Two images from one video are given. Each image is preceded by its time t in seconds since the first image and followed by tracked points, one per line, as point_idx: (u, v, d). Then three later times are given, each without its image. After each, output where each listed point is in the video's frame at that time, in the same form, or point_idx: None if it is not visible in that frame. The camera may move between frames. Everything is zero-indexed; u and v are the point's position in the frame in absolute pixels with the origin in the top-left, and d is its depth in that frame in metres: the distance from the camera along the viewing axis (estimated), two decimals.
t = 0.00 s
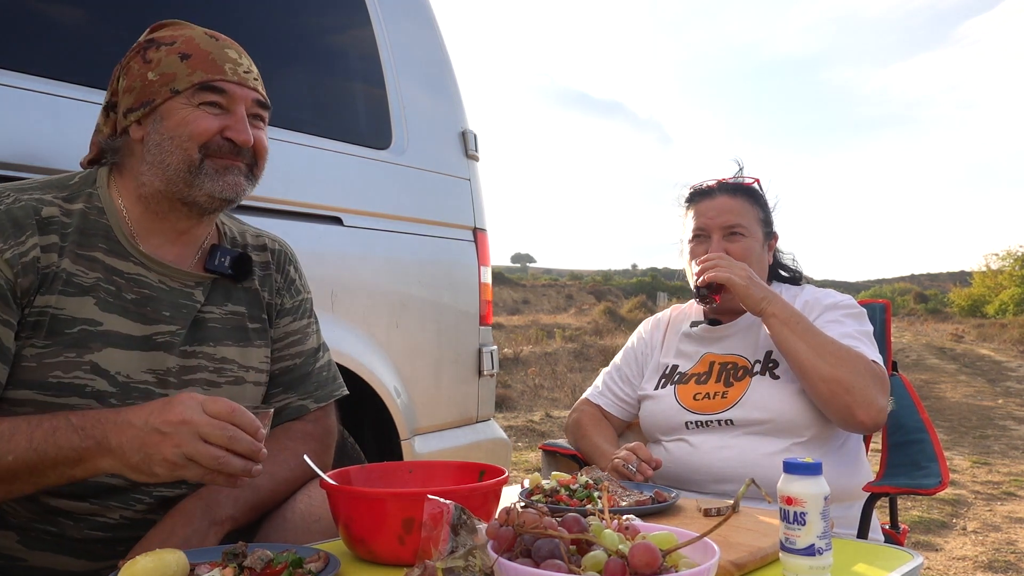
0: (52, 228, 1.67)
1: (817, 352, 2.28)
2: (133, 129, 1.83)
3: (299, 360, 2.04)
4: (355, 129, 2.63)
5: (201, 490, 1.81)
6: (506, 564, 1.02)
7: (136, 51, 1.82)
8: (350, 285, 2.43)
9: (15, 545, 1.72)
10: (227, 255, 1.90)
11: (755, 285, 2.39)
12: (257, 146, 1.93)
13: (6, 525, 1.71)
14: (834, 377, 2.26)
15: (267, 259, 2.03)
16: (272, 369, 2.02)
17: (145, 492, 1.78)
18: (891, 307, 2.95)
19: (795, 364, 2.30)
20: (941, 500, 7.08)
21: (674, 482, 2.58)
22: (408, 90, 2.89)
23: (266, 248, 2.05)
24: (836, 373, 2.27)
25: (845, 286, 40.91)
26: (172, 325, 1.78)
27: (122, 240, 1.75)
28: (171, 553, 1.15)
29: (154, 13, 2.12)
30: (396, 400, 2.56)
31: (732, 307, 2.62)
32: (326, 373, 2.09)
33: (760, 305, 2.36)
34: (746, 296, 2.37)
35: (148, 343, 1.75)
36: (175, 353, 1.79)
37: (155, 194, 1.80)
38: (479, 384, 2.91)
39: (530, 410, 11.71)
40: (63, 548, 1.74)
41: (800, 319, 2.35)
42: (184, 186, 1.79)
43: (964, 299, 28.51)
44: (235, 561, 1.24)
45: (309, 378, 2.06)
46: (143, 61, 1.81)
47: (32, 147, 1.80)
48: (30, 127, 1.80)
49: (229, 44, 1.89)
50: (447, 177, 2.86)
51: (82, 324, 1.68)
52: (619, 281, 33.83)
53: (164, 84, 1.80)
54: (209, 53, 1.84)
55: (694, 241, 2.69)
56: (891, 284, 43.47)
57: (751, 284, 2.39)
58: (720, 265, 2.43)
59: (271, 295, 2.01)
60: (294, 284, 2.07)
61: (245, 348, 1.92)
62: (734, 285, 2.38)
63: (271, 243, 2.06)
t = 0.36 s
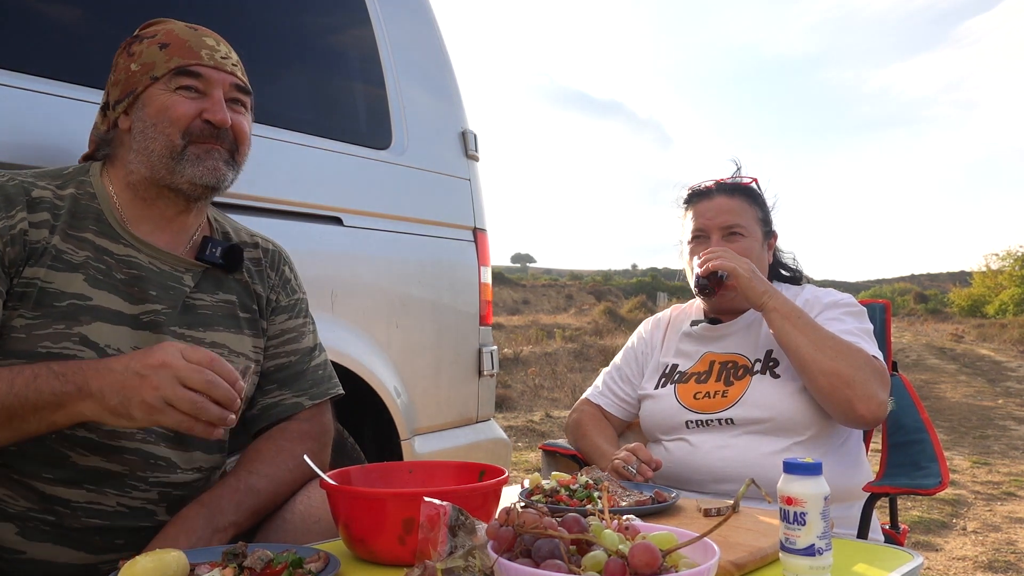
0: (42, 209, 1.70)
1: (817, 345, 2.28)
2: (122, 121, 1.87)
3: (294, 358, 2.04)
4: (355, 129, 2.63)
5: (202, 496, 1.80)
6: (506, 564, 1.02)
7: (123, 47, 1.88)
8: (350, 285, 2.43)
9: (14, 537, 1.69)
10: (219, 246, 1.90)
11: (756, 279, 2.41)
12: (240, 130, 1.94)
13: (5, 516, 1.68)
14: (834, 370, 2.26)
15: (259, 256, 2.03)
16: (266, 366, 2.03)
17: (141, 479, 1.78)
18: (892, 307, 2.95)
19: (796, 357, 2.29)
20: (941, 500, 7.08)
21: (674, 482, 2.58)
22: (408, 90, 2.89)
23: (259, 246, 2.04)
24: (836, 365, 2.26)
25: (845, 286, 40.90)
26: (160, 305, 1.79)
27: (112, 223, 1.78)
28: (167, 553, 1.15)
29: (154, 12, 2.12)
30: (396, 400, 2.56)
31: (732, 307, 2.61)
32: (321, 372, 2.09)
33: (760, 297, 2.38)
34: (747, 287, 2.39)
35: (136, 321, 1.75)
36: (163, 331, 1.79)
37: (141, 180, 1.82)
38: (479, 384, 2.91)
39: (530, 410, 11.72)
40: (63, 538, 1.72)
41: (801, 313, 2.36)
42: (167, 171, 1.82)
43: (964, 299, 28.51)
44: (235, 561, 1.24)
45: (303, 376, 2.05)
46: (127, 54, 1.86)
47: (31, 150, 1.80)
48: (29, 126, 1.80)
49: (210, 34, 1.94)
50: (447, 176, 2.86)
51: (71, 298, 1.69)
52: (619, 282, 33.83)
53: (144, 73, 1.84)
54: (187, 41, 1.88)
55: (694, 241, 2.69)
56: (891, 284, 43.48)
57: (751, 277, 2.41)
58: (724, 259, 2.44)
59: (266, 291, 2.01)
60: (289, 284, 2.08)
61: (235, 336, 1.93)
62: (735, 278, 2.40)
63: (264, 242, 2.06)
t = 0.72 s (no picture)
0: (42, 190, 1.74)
1: (817, 341, 2.28)
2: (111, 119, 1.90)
3: (289, 356, 2.04)
4: (355, 129, 2.63)
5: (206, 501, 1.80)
6: (507, 564, 1.02)
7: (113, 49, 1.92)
8: (350, 284, 2.43)
9: (14, 524, 1.66)
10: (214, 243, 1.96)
11: (756, 274, 2.42)
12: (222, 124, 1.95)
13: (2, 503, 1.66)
14: (833, 366, 2.26)
15: (255, 256, 2.05)
16: (260, 364, 2.02)
17: (136, 456, 1.77)
18: (892, 308, 2.94)
19: (795, 353, 2.29)
20: (941, 500, 7.07)
21: (674, 482, 2.58)
22: (408, 90, 2.89)
23: (256, 248, 2.06)
24: (835, 361, 2.27)
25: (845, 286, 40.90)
26: (154, 288, 1.82)
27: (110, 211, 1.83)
28: (163, 553, 1.14)
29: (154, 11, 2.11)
30: (396, 400, 2.56)
31: (732, 306, 2.61)
32: (316, 371, 2.09)
33: (760, 291, 2.39)
34: (748, 281, 2.40)
35: (130, 303, 1.79)
36: (157, 312, 1.81)
37: (129, 176, 1.87)
38: (479, 384, 2.91)
39: (530, 410, 11.71)
40: (64, 521, 1.70)
41: (800, 309, 2.36)
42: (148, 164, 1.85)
43: (964, 298, 28.51)
44: (235, 561, 1.23)
45: (299, 374, 2.05)
46: (115, 54, 1.89)
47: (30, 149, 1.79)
48: (28, 124, 1.80)
49: (196, 33, 1.97)
50: (447, 177, 2.86)
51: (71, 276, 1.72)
52: (619, 282, 33.83)
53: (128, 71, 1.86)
54: (169, 39, 1.91)
55: (694, 240, 2.69)
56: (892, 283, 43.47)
57: (752, 271, 2.43)
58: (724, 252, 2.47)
59: (261, 290, 2.04)
60: (285, 285, 2.10)
61: (228, 326, 1.93)
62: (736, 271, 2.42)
63: (262, 245, 2.08)
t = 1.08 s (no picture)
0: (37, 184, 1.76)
1: (817, 339, 2.28)
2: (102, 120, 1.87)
3: (287, 355, 2.05)
4: (356, 129, 2.63)
5: (208, 505, 1.80)
6: (507, 564, 1.02)
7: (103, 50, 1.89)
8: (350, 285, 2.43)
9: (11, 515, 1.64)
10: (209, 241, 1.94)
11: (758, 271, 2.43)
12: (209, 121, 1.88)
13: None
14: (833, 364, 2.26)
15: (256, 257, 2.06)
16: (258, 363, 2.02)
17: (130, 446, 1.75)
18: (892, 308, 2.94)
19: (795, 351, 2.29)
20: (941, 500, 7.07)
21: (674, 481, 2.58)
22: (409, 89, 2.89)
23: (255, 248, 2.08)
24: (834, 358, 2.27)
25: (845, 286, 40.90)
26: (148, 280, 1.82)
27: (104, 203, 1.83)
28: (162, 553, 1.15)
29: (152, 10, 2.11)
30: (396, 400, 2.56)
31: (732, 306, 2.61)
32: (314, 371, 2.09)
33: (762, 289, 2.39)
34: (749, 278, 2.40)
35: (123, 295, 1.79)
36: (150, 303, 1.81)
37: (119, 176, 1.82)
38: (479, 384, 2.91)
39: (530, 410, 11.72)
40: (61, 511, 1.68)
41: (800, 308, 2.36)
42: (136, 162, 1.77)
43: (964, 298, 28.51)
44: (235, 561, 1.23)
45: (296, 373, 2.06)
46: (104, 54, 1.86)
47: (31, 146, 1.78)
48: (28, 121, 1.79)
49: (182, 30, 1.92)
50: (447, 176, 2.86)
51: (64, 266, 1.73)
52: (619, 281, 33.83)
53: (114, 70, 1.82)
54: (152, 36, 1.85)
55: (694, 240, 2.69)
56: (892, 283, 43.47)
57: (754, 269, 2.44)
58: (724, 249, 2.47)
59: (259, 290, 2.05)
60: (282, 285, 2.11)
61: (223, 320, 1.93)
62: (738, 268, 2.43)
63: (257, 245, 2.10)
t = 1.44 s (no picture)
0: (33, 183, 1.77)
1: (818, 341, 2.28)
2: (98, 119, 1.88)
3: (286, 354, 2.05)
4: (356, 129, 2.63)
5: (207, 506, 1.80)
6: (507, 564, 1.02)
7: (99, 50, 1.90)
8: (350, 285, 2.43)
9: (10, 513, 1.64)
10: (207, 240, 1.95)
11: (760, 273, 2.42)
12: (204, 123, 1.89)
13: None
14: (834, 367, 2.26)
15: (255, 257, 2.07)
16: (256, 362, 2.01)
17: (127, 443, 1.75)
18: (892, 308, 2.94)
19: (796, 353, 2.29)
20: (941, 500, 7.07)
21: (674, 481, 2.58)
22: (409, 89, 2.89)
23: (253, 247, 2.08)
24: (836, 361, 2.27)
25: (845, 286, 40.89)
26: (144, 277, 1.82)
27: (101, 203, 1.82)
28: (161, 553, 1.15)
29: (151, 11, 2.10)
30: (396, 400, 2.55)
31: (732, 306, 2.61)
32: (313, 370, 2.09)
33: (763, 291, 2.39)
34: (749, 280, 2.40)
35: (119, 292, 1.79)
36: (146, 300, 1.81)
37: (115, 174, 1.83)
38: (479, 384, 2.91)
39: (530, 410, 11.72)
40: (59, 508, 1.68)
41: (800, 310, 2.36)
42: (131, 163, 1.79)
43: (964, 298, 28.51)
44: (235, 561, 1.23)
45: (295, 373, 2.06)
46: (99, 54, 1.87)
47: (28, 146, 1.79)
48: (28, 122, 1.79)
49: (178, 29, 1.92)
50: (447, 176, 2.85)
51: (60, 264, 1.73)
52: (619, 282, 33.83)
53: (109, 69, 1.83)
54: (146, 35, 1.84)
55: (695, 240, 2.69)
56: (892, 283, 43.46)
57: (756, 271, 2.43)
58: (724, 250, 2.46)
59: (256, 289, 2.05)
60: (280, 283, 2.12)
61: (220, 318, 1.93)
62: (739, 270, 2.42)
63: (255, 245, 2.10)
